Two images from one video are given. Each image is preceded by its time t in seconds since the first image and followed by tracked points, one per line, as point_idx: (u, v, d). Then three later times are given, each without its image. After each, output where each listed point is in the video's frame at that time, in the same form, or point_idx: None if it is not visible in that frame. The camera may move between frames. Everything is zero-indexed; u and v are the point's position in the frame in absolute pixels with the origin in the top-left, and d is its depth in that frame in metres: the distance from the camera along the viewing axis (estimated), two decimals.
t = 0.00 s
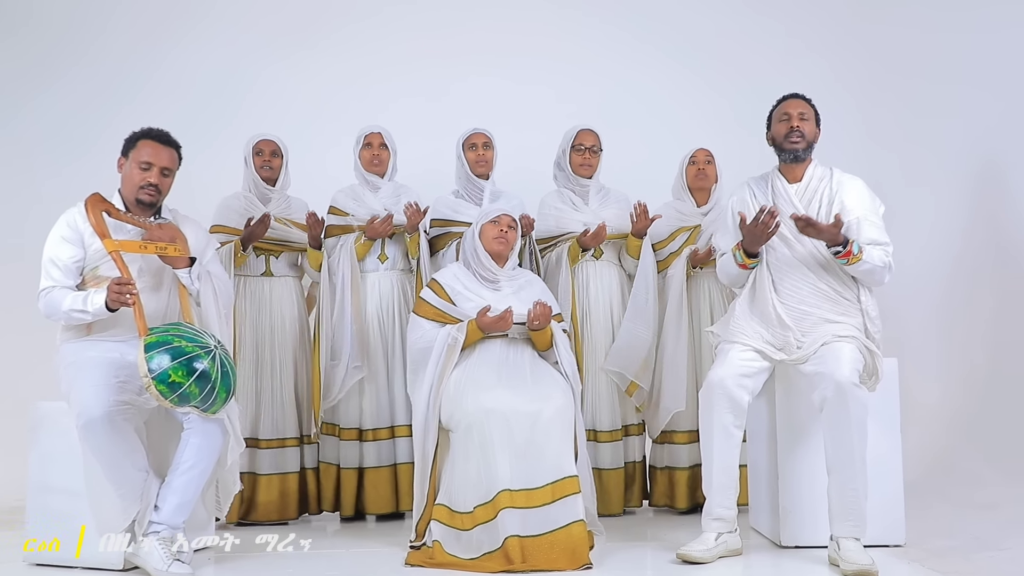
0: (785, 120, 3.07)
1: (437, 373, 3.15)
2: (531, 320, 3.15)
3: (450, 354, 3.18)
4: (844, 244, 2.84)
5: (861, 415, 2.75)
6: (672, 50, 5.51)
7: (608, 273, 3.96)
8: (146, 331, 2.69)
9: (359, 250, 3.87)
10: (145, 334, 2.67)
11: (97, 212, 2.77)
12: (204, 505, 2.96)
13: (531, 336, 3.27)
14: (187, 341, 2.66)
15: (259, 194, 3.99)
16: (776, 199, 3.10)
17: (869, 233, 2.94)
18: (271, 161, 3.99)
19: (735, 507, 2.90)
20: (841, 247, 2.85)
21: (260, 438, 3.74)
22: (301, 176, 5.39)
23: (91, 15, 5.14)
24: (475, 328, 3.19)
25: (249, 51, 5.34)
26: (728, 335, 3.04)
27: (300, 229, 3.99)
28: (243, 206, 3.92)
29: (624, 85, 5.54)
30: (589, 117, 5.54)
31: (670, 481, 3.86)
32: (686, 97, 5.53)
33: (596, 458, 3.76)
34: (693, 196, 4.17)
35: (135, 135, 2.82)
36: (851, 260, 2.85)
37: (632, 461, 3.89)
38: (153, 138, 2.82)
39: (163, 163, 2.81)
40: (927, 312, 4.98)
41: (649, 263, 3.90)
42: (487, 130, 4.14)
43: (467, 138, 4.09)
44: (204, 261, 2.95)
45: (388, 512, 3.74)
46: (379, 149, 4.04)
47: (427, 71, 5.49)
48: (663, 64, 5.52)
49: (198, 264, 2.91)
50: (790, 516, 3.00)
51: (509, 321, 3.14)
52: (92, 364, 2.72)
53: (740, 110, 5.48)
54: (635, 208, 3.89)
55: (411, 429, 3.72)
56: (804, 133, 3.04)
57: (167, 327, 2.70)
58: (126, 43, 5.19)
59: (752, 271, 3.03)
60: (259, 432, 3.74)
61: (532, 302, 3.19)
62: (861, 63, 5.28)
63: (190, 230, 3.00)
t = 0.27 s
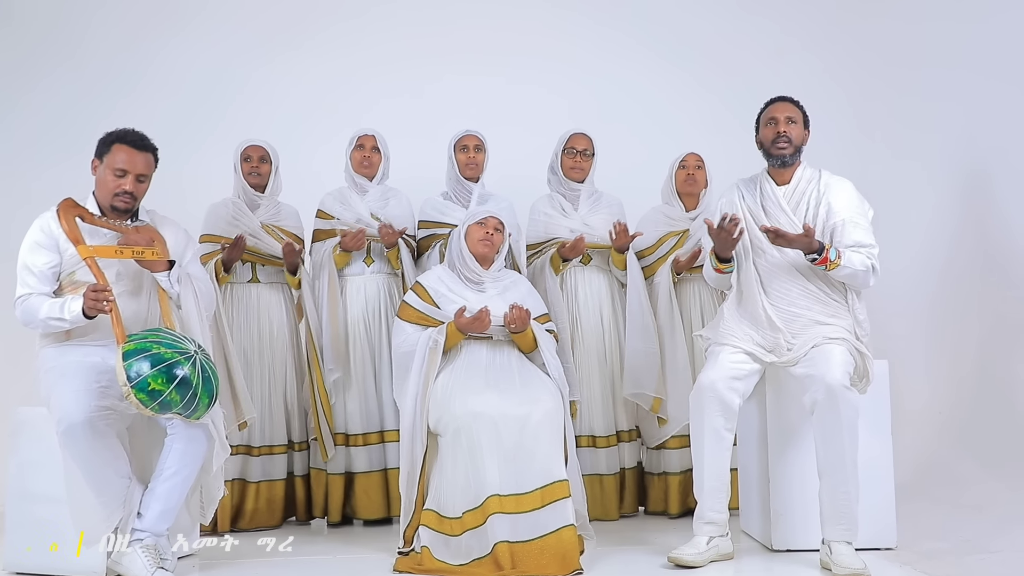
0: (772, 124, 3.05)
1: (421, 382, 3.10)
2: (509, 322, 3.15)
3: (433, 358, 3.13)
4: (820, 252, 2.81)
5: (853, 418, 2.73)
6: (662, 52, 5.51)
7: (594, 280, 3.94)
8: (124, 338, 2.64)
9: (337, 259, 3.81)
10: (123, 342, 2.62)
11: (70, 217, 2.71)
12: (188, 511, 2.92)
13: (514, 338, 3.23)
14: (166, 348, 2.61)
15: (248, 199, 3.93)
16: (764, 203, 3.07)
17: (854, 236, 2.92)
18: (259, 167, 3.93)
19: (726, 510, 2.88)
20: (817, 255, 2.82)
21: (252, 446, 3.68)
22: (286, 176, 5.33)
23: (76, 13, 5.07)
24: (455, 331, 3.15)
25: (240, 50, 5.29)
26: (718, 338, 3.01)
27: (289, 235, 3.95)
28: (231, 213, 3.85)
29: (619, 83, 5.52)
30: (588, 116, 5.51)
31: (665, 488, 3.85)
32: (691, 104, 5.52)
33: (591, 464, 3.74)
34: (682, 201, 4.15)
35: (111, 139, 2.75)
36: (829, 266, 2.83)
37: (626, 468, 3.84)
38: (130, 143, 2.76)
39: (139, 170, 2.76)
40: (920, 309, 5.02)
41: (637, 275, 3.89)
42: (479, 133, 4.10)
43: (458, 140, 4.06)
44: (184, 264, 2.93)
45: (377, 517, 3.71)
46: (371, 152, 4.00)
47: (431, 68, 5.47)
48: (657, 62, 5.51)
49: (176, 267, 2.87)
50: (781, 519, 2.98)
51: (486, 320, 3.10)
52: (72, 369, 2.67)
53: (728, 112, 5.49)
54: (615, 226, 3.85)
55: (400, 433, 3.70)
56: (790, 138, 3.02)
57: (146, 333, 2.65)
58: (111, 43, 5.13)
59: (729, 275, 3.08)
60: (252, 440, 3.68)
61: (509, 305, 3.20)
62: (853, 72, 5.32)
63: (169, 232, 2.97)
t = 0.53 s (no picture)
0: (780, 125, 3.00)
1: (425, 389, 3.06)
2: (503, 324, 3.09)
3: (434, 362, 3.08)
4: (821, 246, 2.76)
5: (871, 426, 2.68)
6: (669, 52, 5.45)
7: (593, 280, 3.88)
8: (125, 347, 2.59)
9: (323, 250, 3.78)
10: (125, 350, 2.57)
11: (65, 224, 2.66)
12: (195, 517, 2.87)
13: (516, 341, 3.18)
14: (167, 357, 2.57)
15: (254, 196, 3.92)
16: (774, 204, 3.03)
17: (863, 233, 2.86)
18: (264, 164, 3.91)
19: (745, 517, 2.82)
20: (818, 249, 2.77)
21: (253, 449, 3.65)
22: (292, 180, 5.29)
23: (78, 15, 5.05)
24: (454, 334, 3.10)
25: (243, 51, 5.27)
26: (732, 343, 2.96)
27: (294, 232, 3.92)
28: (235, 209, 3.84)
29: (623, 81, 5.47)
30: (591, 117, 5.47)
31: (680, 490, 3.79)
32: (693, 101, 5.46)
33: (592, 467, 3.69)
34: (691, 200, 4.09)
35: (107, 141, 2.71)
36: (830, 261, 2.77)
37: (629, 473, 3.73)
38: (127, 146, 2.72)
39: (138, 174, 2.73)
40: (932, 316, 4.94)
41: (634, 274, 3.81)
42: (486, 133, 4.06)
43: (465, 140, 4.01)
44: (184, 266, 2.90)
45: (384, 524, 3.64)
46: (374, 151, 3.97)
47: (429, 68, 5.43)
48: (660, 63, 5.46)
49: (176, 271, 2.83)
50: (796, 528, 2.92)
51: (481, 319, 3.04)
52: (75, 376, 2.64)
53: (737, 113, 5.42)
54: (600, 226, 3.75)
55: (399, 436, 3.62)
56: (799, 137, 2.97)
57: (147, 342, 2.61)
58: (115, 45, 5.10)
59: (726, 272, 3.08)
60: (252, 442, 3.65)
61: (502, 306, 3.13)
62: (861, 66, 5.21)
63: (169, 233, 2.94)
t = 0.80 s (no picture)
0: (789, 124, 2.92)
1: (434, 392, 3.03)
2: (511, 328, 3.03)
3: (443, 368, 3.03)
4: (844, 247, 2.68)
5: (895, 431, 2.61)
6: (679, 48, 5.38)
7: (596, 278, 3.79)
8: (129, 352, 2.54)
9: (323, 254, 3.76)
10: (129, 355, 2.52)
11: (64, 225, 2.61)
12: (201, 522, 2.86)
13: (528, 343, 3.10)
14: (171, 361, 2.51)
15: (257, 195, 3.88)
16: (790, 204, 2.94)
17: (885, 231, 2.79)
18: (265, 161, 3.86)
19: (760, 524, 2.76)
20: (841, 251, 2.69)
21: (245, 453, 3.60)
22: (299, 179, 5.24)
23: (80, 13, 5.00)
24: (463, 340, 3.03)
25: (247, 50, 5.22)
26: (749, 345, 2.89)
27: (298, 230, 3.88)
28: (239, 208, 3.81)
29: (627, 79, 5.40)
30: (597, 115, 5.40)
31: (685, 494, 3.72)
32: (700, 99, 5.39)
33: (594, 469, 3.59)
34: (703, 199, 4.01)
35: (104, 138, 2.66)
36: (853, 262, 2.70)
37: (634, 477, 3.66)
38: (126, 142, 2.66)
39: (138, 170, 2.68)
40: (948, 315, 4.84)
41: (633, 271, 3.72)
42: (492, 131, 3.99)
43: (470, 138, 3.96)
44: (188, 265, 2.85)
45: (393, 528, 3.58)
46: (375, 151, 3.91)
47: (430, 68, 5.36)
48: (668, 60, 5.39)
49: (180, 270, 2.76)
50: (816, 534, 2.85)
51: (489, 325, 2.98)
52: (79, 379, 2.59)
53: (748, 110, 5.35)
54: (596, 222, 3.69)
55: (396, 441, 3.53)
56: (811, 134, 2.89)
57: (151, 345, 2.55)
58: (119, 43, 5.06)
59: (750, 277, 2.96)
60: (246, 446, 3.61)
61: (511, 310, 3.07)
62: (875, 68, 5.13)
63: (172, 231, 2.89)
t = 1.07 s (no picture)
0: (807, 121, 2.85)
1: (445, 393, 2.94)
2: (531, 328, 2.95)
3: (456, 369, 2.96)
4: (883, 245, 2.62)
5: (915, 435, 2.53)
6: (687, 47, 5.31)
7: (609, 283, 3.73)
8: (127, 355, 2.47)
9: (337, 267, 3.67)
10: (125, 359, 2.46)
11: (59, 226, 2.54)
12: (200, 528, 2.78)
13: (542, 344, 3.05)
14: (169, 365, 2.45)
15: (256, 200, 3.79)
16: (808, 201, 2.88)
17: (914, 231, 2.72)
18: (264, 165, 3.80)
19: (776, 530, 2.68)
20: (880, 248, 2.63)
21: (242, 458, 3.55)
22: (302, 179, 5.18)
23: (79, 11, 4.94)
24: (479, 341, 2.97)
25: (248, 48, 5.15)
26: (764, 346, 2.82)
27: (299, 235, 3.79)
28: (238, 215, 3.71)
29: (635, 78, 5.34)
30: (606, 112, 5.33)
31: (695, 500, 3.66)
32: (708, 100, 5.32)
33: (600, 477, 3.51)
34: (714, 203, 3.94)
35: (99, 138, 2.59)
36: (892, 261, 2.63)
37: (643, 484, 3.57)
38: (121, 142, 2.60)
39: (135, 170, 2.61)
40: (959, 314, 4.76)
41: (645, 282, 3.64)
42: (494, 129, 3.92)
43: (472, 138, 3.88)
44: (187, 264, 2.79)
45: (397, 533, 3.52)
46: (374, 150, 3.84)
47: (433, 66, 5.30)
48: (675, 59, 5.32)
49: (179, 270, 2.70)
50: (832, 539, 2.79)
51: (510, 328, 2.91)
52: (78, 382, 2.53)
53: (758, 109, 5.28)
54: (618, 229, 3.65)
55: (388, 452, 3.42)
56: (830, 131, 2.82)
57: (149, 349, 2.49)
58: (120, 41, 5.00)
59: (780, 281, 2.85)
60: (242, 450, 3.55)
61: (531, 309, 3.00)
62: (886, 67, 5.07)
63: (172, 229, 2.83)
